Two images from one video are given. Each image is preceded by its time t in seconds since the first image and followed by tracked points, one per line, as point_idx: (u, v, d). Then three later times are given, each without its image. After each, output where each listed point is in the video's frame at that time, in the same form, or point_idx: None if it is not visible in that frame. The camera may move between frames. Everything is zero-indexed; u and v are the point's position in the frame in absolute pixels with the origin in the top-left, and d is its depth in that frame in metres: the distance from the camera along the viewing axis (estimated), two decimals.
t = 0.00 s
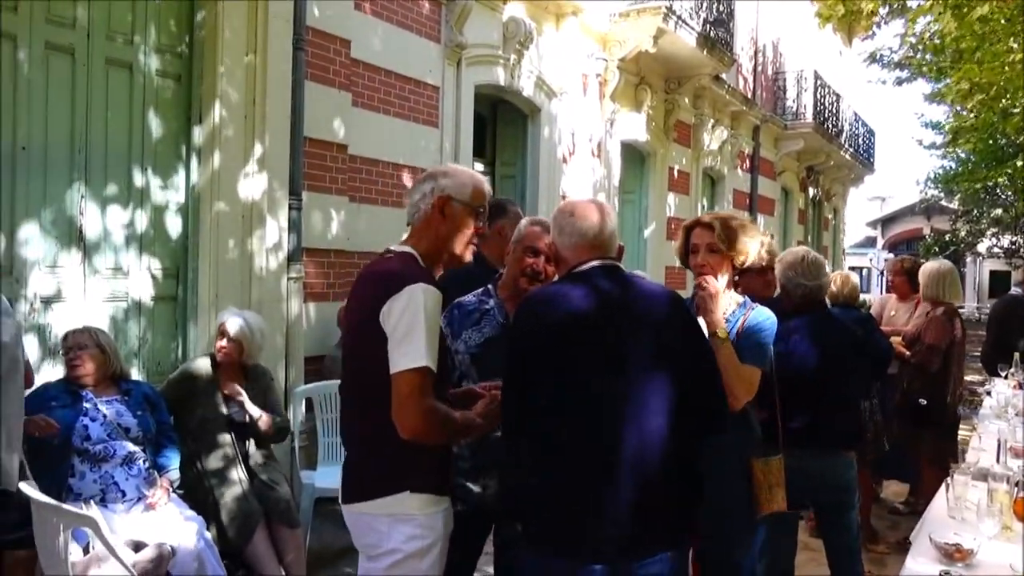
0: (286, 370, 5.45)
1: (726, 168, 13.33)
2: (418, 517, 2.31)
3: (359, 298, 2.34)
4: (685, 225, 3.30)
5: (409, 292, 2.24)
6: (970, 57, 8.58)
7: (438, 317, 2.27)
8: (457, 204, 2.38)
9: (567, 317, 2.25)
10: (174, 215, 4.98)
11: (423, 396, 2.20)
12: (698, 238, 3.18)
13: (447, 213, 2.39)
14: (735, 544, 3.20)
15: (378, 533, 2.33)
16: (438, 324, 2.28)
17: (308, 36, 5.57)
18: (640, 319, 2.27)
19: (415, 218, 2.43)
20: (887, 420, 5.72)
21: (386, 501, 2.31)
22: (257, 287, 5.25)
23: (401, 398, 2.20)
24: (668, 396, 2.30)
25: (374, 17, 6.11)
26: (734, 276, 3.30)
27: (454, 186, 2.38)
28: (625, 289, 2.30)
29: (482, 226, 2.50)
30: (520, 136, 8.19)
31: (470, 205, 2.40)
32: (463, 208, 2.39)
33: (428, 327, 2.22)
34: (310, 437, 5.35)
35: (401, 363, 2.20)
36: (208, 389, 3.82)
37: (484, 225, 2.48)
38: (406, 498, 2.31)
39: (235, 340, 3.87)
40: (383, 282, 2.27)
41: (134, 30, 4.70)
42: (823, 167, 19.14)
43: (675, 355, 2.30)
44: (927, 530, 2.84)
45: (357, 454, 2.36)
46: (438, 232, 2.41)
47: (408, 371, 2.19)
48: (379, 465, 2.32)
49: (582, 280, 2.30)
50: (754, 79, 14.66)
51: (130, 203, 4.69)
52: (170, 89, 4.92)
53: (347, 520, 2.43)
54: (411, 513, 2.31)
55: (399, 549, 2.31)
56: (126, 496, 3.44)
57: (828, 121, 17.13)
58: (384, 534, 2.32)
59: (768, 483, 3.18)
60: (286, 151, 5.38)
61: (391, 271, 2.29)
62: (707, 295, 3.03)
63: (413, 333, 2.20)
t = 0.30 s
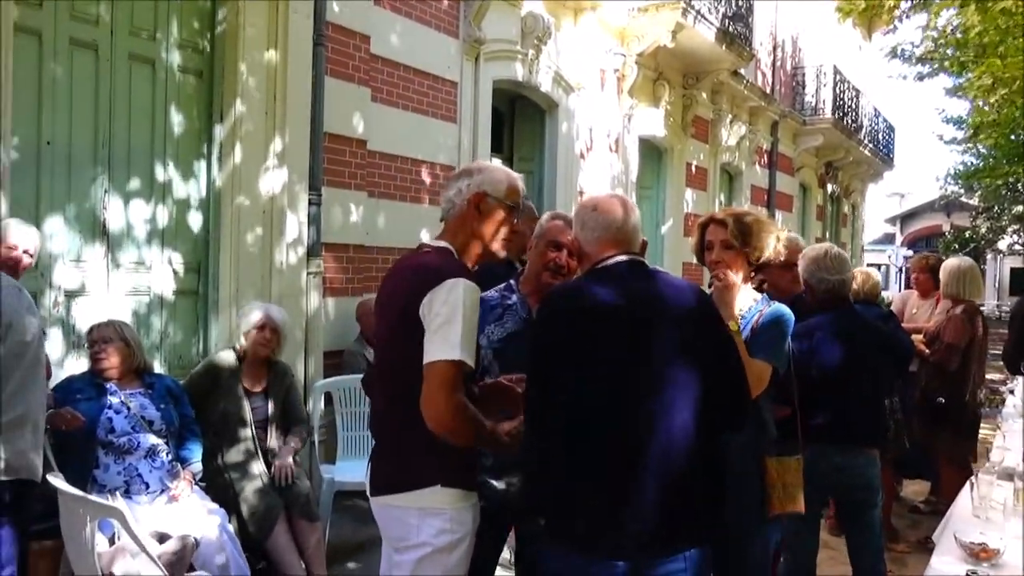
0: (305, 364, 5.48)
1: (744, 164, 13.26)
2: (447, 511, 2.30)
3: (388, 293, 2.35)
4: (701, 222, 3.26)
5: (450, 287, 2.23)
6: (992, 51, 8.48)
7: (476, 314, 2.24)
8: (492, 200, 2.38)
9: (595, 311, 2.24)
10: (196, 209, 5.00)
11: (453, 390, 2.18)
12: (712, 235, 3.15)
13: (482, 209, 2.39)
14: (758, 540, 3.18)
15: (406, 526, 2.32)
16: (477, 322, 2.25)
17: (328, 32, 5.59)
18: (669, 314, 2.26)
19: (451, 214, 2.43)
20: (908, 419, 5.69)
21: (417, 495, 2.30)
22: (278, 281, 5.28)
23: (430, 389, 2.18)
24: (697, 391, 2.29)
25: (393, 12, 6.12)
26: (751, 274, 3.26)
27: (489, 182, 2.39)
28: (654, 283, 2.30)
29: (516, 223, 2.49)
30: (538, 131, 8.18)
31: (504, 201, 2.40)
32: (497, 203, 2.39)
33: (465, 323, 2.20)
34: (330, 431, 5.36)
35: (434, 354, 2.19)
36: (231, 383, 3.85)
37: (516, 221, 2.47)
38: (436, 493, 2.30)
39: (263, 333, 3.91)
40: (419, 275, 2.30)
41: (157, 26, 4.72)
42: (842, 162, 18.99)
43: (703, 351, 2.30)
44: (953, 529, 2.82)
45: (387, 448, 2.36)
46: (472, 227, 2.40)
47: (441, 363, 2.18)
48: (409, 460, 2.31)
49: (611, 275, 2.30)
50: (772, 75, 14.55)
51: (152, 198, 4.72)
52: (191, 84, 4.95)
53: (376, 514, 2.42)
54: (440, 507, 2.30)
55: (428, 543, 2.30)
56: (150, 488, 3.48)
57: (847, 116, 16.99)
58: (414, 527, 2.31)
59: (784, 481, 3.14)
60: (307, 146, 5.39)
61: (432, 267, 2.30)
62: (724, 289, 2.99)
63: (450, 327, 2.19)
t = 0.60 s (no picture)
0: (317, 357, 5.49)
1: (755, 159, 13.21)
2: (463, 504, 2.31)
3: (407, 287, 2.35)
4: (712, 216, 3.23)
5: (462, 276, 2.24)
6: (1007, 47, 8.41)
7: (485, 306, 2.24)
8: (509, 193, 2.38)
9: (611, 304, 2.24)
10: (208, 203, 5.02)
11: (449, 371, 2.16)
12: (725, 228, 3.13)
13: (499, 204, 2.39)
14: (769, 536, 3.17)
15: (422, 518, 2.32)
16: (485, 314, 2.24)
17: (341, 27, 5.59)
18: (686, 307, 2.26)
19: (468, 208, 2.43)
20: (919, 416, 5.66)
21: (433, 487, 2.30)
22: (289, 275, 5.29)
23: (425, 366, 2.17)
24: (715, 385, 2.28)
25: (404, 6, 6.11)
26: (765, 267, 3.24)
27: (505, 176, 2.39)
28: (670, 276, 2.29)
29: (534, 219, 2.49)
30: (549, 126, 8.16)
31: (521, 196, 2.40)
32: (514, 198, 2.39)
33: (472, 313, 2.19)
34: (341, 426, 5.38)
35: (436, 334, 2.18)
36: (244, 378, 3.86)
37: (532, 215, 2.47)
38: (450, 485, 2.30)
39: (277, 326, 3.91)
40: (435, 266, 2.31)
41: (171, 21, 4.73)
42: (854, 158, 18.89)
43: (721, 346, 2.29)
44: (968, 527, 2.80)
45: (402, 440, 2.37)
46: (488, 221, 2.40)
47: (441, 345, 2.16)
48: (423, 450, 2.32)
49: (627, 268, 2.30)
50: (784, 70, 14.47)
51: (166, 192, 4.74)
52: (204, 78, 4.95)
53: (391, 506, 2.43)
54: (456, 500, 2.30)
55: (443, 535, 2.30)
56: (163, 481, 3.50)
57: (859, 112, 16.90)
58: (430, 519, 2.31)
59: (791, 480, 3.09)
60: (318, 139, 5.39)
61: (448, 259, 2.30)
62: (737, 282, 3.09)
63: (456, 310, 2.18)
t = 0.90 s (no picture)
0: (324, 350, 5.51)
1: (761, 153, 13.17)
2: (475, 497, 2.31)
3: (418, 280, 2.35)
4: (720, 209, 3.23)
5: (468, 269, 2.25)
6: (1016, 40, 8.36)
7: (489, 300, 2.25)
8: (517, 186, 2.38)
9: (621, 296, 2.24)
10: (215, 197, 5.03)
11: (443, 365, 2.18)
12: (735, 222, 3.13)
13: (507, 197, 2.39)
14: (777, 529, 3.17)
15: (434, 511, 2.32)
16: (490, 307, 2.26)
17: (347, 20, 5.59)
18: (696, 300, 2.26)
19: (476, 201, 2.43)
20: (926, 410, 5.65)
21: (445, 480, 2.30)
22: (297, 269, 5.29)
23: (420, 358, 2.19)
24: (724, 379, 2.28)
25: None
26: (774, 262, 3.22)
27: (513, 170, 2.39)
28: (682, 269, 2.29)
29: (541, 211, 2.49)
30: (555, 120, 8.15)
31: (529, 188, 2.40)
32: (521, 191, 2.38)
33: (473, 306, 2.20)
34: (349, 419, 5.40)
35: (436, 327, 2.20)
36: (251, 371, 3.87)
37: (540, 208, 2.47)
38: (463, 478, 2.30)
39: (284, 321, 3.92)
40: (444, 258, 2.31)
41: (178, 15, 4.73)
42: (860, 152, 18.82)
43: (732, 339, 2.29)
44: (976, 521, 2.80)
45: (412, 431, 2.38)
46: (496, 214, 2.41)
47: (440, 338, 2.18)
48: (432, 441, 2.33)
49: (638, 262, 2.30)
50: (790, 63, 14.42)
51: (174, 185, 4.75)
52: (212, 72, 4.96)
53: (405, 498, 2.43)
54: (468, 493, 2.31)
55: (455, 527, 2.30)
56: (173, 474, 3.52)
57: (866, 105, 16.83)
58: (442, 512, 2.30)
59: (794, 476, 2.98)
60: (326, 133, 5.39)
61: (457, 251, 2.31)
62: (745, 278, 3.11)
63: (458, 303, 2.20)
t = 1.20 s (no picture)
0: (326, 345, 5.51)
1: (762, 149, 13.17)
2: (480, 492, 2.31)
3: (421, 275, 2.35)
4: (721, 207, 3.23)
5: (472, 268, 2.24)
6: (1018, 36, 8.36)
7: (491, 298, 2.25)
8: (520, 182, 2.38)
9: (625, 292, 2.25)
10: (218, 192, 5.02)
11: (443, 366, 2.20)
12: (735, 219, 3.12)
13: (509, 192, 2.39)
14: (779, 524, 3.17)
15: (439, 507, 2.32)
16: (491, 304, 2.26)
17: (350, 16, 5.59)
18: (701, 295, 2.26)
19: (479, 197, 2.43)
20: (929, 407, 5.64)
21: (451, 476, 2.30)
22: (299, 264, 5.29)
23: (421, 359, 2.20)
24: (728, 375, 2.28)
25: None
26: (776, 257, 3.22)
27: (516, 165, 2.39)
28: (687, 265, 2.30)
29: (544, 206, 2.49)
30: (556, 116, 8.14)
31: (532, 183, 2.40)
32: (525, 187, 2.39)
33: (476, 305, 2.21)
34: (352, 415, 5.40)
35: (438, 326, 2.21)
36: (252, 367, 3.88)
37: (543, 204, 2.47)
38: (468, 474, 2.30)
39: (285, 317, 3.93)
40: (448, 255, 2.31)
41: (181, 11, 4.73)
42: (862, 148, 18.81)
43: (736, 335, 2.29)
44: (979, 516, 2.80)
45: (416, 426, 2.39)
46: (499, 210, 2.41)
47: (440, 338, 2.19)
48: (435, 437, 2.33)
49: (642, 258, 2.31)
50: (792, 59, 14.41)
51: (176, 181, 4.74)
52: (215, 68, 4.96)
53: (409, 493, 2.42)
54: (473, 488, 2.31)
55: (460, 523, 2.30)
56: (177, 470, 3.52)
57: (868, 101, 16.82)
58: (447, 507, 2.31)
59: (796, 471, 2.97)
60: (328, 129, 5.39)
61: (460, 248, 2.30)
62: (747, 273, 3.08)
63: (461, 302, 2.20)
